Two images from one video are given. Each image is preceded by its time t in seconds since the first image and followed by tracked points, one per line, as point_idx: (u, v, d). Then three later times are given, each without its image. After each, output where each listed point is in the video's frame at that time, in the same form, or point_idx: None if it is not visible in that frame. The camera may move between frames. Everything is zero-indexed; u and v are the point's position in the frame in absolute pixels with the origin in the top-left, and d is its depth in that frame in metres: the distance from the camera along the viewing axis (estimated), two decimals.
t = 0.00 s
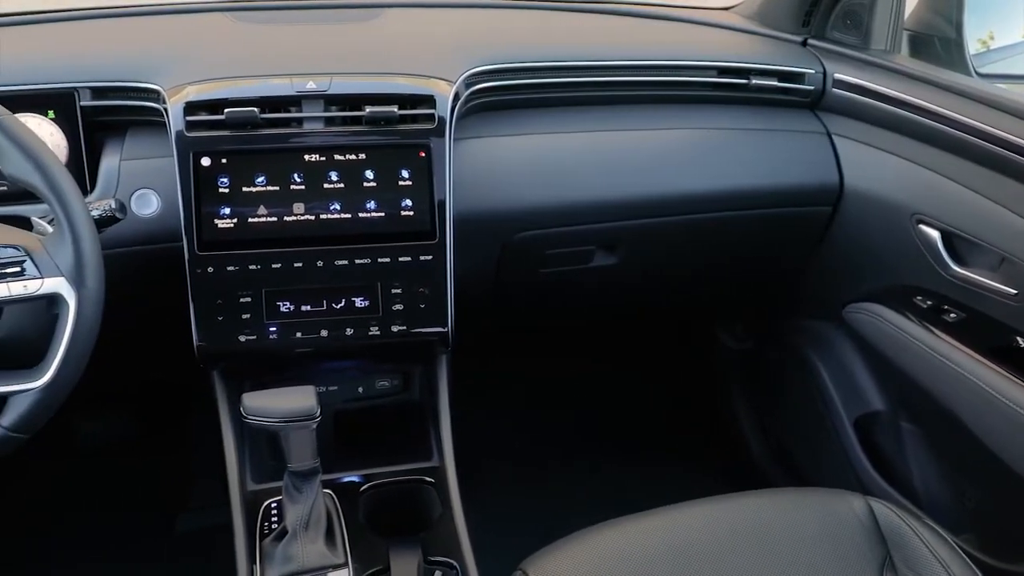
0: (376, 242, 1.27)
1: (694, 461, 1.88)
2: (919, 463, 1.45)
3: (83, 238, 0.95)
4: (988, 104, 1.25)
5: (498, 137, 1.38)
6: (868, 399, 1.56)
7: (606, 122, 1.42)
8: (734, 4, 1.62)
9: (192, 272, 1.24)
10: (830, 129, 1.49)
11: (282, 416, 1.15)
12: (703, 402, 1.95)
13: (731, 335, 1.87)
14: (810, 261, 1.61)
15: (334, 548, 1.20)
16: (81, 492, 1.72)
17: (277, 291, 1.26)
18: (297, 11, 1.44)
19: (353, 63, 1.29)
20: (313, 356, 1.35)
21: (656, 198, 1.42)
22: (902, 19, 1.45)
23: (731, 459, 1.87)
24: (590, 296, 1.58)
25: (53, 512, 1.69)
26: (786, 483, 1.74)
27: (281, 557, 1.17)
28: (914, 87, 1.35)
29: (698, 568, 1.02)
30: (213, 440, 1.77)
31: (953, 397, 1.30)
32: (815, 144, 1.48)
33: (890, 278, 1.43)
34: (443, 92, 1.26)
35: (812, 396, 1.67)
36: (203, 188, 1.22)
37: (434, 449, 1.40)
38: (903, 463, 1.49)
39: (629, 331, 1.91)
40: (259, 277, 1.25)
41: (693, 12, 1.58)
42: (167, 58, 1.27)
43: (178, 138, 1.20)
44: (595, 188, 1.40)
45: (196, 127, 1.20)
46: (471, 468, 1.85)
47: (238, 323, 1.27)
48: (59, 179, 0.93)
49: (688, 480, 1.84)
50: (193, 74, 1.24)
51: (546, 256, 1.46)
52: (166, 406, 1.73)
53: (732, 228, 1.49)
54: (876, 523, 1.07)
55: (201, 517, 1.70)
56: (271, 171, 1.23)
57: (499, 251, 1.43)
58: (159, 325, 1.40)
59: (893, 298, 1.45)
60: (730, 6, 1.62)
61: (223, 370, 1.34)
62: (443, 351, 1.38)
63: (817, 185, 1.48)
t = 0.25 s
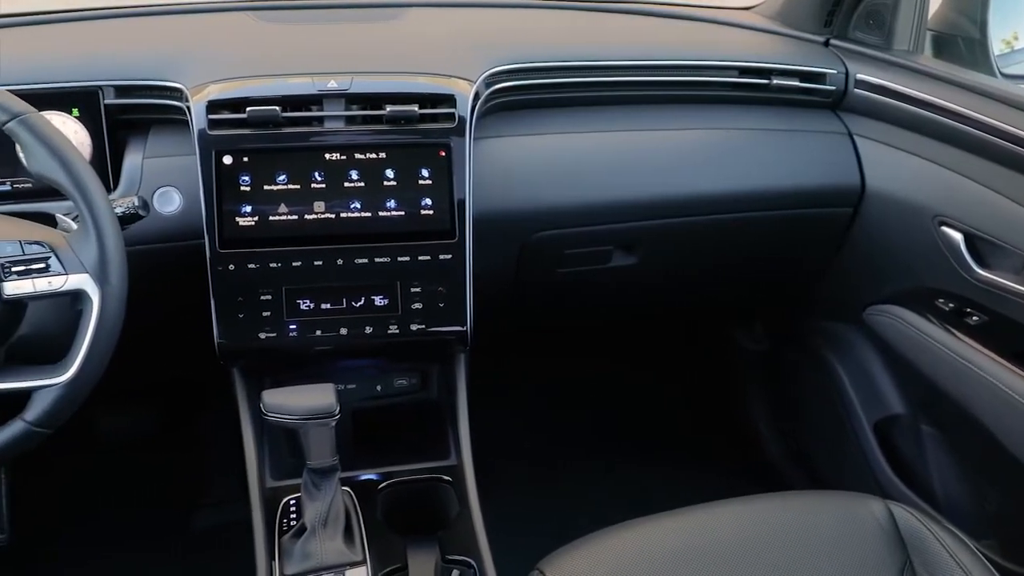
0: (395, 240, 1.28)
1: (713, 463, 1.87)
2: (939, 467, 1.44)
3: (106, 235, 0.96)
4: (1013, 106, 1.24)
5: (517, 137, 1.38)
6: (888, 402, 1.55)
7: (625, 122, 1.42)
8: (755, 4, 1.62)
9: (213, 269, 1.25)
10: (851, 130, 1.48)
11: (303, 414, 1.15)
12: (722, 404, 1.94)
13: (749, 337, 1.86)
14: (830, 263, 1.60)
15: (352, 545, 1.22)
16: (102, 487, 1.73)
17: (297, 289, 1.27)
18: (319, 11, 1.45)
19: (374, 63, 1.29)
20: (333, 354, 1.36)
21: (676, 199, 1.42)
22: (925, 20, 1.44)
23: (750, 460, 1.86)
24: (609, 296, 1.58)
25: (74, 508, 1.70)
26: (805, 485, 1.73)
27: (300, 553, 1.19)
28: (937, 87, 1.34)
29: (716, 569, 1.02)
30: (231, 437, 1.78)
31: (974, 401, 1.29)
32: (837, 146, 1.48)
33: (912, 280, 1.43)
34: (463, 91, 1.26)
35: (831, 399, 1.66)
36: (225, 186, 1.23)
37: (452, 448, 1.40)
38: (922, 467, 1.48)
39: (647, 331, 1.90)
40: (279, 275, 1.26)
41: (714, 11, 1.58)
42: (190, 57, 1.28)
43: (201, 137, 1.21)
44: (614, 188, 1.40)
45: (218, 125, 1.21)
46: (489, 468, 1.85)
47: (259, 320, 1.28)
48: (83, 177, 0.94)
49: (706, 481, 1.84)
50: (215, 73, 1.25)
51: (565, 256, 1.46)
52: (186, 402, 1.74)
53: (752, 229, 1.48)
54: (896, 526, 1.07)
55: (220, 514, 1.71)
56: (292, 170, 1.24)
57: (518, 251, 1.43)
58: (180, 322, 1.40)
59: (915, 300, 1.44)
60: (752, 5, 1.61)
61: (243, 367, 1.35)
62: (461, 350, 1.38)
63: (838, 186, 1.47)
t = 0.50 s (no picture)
0: (414, 239, 1.28)
1: (731, 464, 1.87)
2: (960, 471, 1.43)
3: (129, 232, 0.96)
4: None
5: (536, 136, 1.38)
6: (908, 406, 1.54)
7: (645, 122, 1.41)
8: (777, 4, 1.61)
9: (234, 267, 1.26)
10: (873, 131, 1.47)
11: (322, 411, 1.16)
12: (740, 405, 1.94)
13: (768, 339, 1.85)
14: (851, 264, 1.59)
15: (371, 543, 1.22)
16: (123, 482, 1.75)
17: (317, 287, 1.28)
18: (340, 10, 1.45)
19: (394, 62, 1.29)
20: (352, 352, 1.36)
21: (696, 199, 1.42)
22: (949, 21, 1.43)
23: (768, 462, 1.85)
24: (628, 297, 1.58)
25: (95, 503, 1.72)
26: (824, 488, 1.73)
27: (318, 550, 1.19)
28: (960, 87, 1.33)
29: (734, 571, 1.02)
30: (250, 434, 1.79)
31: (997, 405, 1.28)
32: (858, 147, 1.47)
33: (934, 282, 1.42)
34: (484, 90, 1.26)
35: (851, 401, 1.65)
36: (246, 184, 1.23)
37: (469, 446, 1.40)
38: (943, 471, 1.47)
39: (666, 332, 1.90)
40: (299, 273, 1.27)
41: (735, 11, 1.57)
42: (212, 56, 1.29)
43: (223, 135, 1.21)
44: (634, 189, 1.40)
45: (240, 123, 1.22)
46: (507, 467, 1.85)
47: (279, 318, 1.28)
48: (107, 174, 0.95)
49: (724, 483, 1.83)
50: (237, 72, 1.25)
51: (584, 257, 1.46)
52: (204, 396, 1.76)
53: (772, 229, 1.48)
54: (916, 531, 1.06)
55: (239, 510, 1.72)
56: (313, 168, 1.24)
57: (536, 250, 1.43)
58: (200, 319, 1.41)
59: (937, 302, 1.43)
60: (774, 5, 1.61)
61: (263, 364, 1.35)
62: (479, 349, 1.38)
63: (859, 187, 1.47)
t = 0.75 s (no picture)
0: (434, 238, 1.28)
1: (750, 466, 1.86)
2: (981, 476, 1.42)
3: (153, 229, 0.97)
4: None
5: (556, 136, 1.37)
6: (929, 410, 1.53)
7: (665, 122, 1.41)
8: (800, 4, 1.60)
9: (255, 265, 1.26)
10: (896, 132, 1.46)
11: (341, 409, 1.16)
12: (758, 406, 1.93)
13: (787, 341, 1.84)
14: (872, 266, 1.58)
15: (388, 540, 1.22)
16: (143, 478, 1.76)
17: (338, 285, 1.28)
18: (362, 9, 1.46)
19: (416, 60, 1.30)
20: (371, 350, 1.37)
21: (716, 198, 1.41)
22: (973, 22, 1.42)
23: (787, 464, 1.84)
24: (647, 297, 1.57)
25: (116, 499, 1.73)
26: (843, 491, 1.71)
27: (337, 548, 1.20)
28: (984, 87, 1.32)
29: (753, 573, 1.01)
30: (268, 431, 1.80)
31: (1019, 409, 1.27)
32: (881, 148, 1.46)
33: (957, 284, 1.41)
34: (504, 89, 1.26)
35: (872, 404, 1.64)
36: (268, 182, 1.24)
37: (488, 446, 1.39)
38: (964, 475, 1.46)
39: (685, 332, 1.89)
40: (320, 271, 1.27)
41: (757, 11, 1.56)
42: (235, 55, 1.30)
43: (244, 133, 1.22)
44: (653, 188, 1.39)
45: (262, 122, 1.22)
46: (525, 467, 1.85)
47: (299, 315, 1.29)
48: (132, 171, 0.96)
49: (742, 484, 1.83)
50: (259, 70, 1.26)
51: (603, 256, 1.46)
52: (223, 392, 1.76)
53: (793, 230, 1.47)
54: (936, 535, 1.05)
55: (257, 506, 1.73)
56: (334, 167, 1.25)
57: (555, 250, 1.42)
58: (220, 315, 1.42)
59: (960, 305, 1.42)
60: (796, 5, 1.60)
61: (282, 362, 1.36)
62: (498, 348, 1.38)
63: (881, 188, 1.46)
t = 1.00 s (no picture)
0: (454, 237, 1.29)
1: (768, 467, 1.85)
2: (1003, 481, 1.41)
3: (176, 227, 0.98)
4: None
5: (576, 135, 1.37)
6: (951, 413, 1.52)
7: (686, 122, 1.41)
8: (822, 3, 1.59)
9: (276, 262, 1.27)
10: (919, 132, 1.45)
11: (360, 407, 1.17)
12: (777, 407, 1.92)
13: (806, 342, 1.83)
14: (893, 268, 1.57)
15: (406, 538, 1.22)
16: (163, 473, 1.77)
17: (357, 283, 1.29)
18: (382, 8, 1.46)
19: (436, 60, 1.30)
20: (390, 349, 1.37)
21: (736, 198, 1.41)
22: (998, 20, 1.40)
23: (806, 466, 1.83)
24: (666, 297, 1.57)
25: (136, 495, 1.74)
26: (862, 493, 1.71)
27: (355, 545, 1.21)
28: (1008, 88, 1.31)
29: None
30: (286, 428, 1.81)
31: None
32: (903, 148, 1.45)
33: (980, 287, 1.40)
34: (524, 89, 1.26)
35: (892, 407, 1.63)
36: (289, 181, 1.25)
37: (505, 445, 1.40)
38: (985, 480, 1.44)
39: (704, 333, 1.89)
40: (340, 270, 1.28)
41: (778, 11, 1.55)
42: (257, 53, 1.30)
43: (266, 132, 1.23)
44: (673, 188, 1.39)
45: (283, 120, 1.23)
46: (543, 466, 1.84)
47: (319, 313, 1.29)
48: (156, 169, 0.97)
49: (760, 486, 1.82)
50: (281, 69, 1.27)
51: (622, 256, 1.46)
52: (242, 389, 1.77)
53: (813, 230, 1.47)
54: (958, 539, 1.04)
55: (275, 502, 1.74)
56: (354, 166, 1.25)
57: (574, 249, 1.42)
58: (240, 312, 1.43)
59: (983, 308, 1.41)
60: (819, 4, 1.59)
61: (302, 359, 1.37)
62: (516, 347, 1.38)
63: (903, 189, 1.45)
